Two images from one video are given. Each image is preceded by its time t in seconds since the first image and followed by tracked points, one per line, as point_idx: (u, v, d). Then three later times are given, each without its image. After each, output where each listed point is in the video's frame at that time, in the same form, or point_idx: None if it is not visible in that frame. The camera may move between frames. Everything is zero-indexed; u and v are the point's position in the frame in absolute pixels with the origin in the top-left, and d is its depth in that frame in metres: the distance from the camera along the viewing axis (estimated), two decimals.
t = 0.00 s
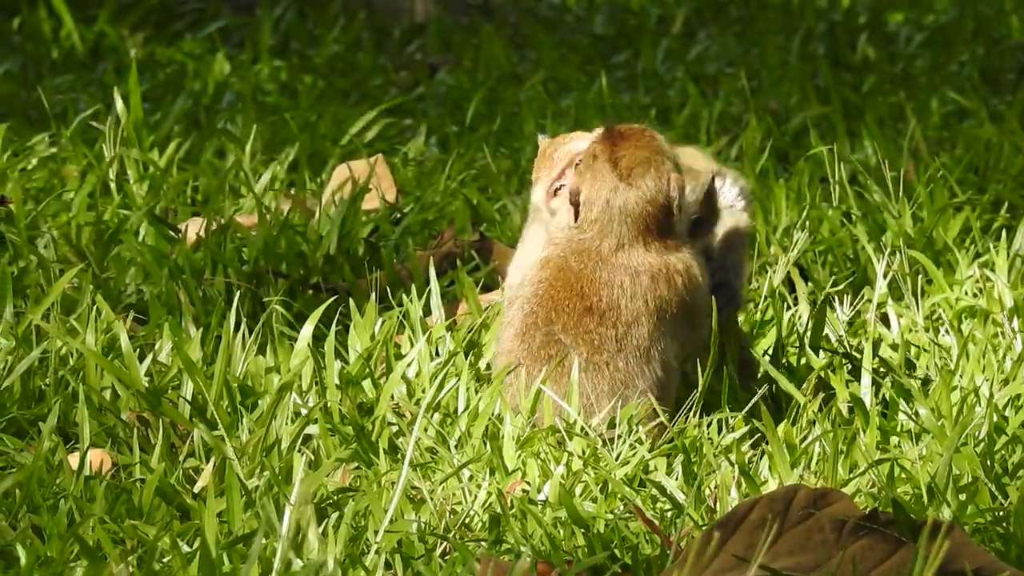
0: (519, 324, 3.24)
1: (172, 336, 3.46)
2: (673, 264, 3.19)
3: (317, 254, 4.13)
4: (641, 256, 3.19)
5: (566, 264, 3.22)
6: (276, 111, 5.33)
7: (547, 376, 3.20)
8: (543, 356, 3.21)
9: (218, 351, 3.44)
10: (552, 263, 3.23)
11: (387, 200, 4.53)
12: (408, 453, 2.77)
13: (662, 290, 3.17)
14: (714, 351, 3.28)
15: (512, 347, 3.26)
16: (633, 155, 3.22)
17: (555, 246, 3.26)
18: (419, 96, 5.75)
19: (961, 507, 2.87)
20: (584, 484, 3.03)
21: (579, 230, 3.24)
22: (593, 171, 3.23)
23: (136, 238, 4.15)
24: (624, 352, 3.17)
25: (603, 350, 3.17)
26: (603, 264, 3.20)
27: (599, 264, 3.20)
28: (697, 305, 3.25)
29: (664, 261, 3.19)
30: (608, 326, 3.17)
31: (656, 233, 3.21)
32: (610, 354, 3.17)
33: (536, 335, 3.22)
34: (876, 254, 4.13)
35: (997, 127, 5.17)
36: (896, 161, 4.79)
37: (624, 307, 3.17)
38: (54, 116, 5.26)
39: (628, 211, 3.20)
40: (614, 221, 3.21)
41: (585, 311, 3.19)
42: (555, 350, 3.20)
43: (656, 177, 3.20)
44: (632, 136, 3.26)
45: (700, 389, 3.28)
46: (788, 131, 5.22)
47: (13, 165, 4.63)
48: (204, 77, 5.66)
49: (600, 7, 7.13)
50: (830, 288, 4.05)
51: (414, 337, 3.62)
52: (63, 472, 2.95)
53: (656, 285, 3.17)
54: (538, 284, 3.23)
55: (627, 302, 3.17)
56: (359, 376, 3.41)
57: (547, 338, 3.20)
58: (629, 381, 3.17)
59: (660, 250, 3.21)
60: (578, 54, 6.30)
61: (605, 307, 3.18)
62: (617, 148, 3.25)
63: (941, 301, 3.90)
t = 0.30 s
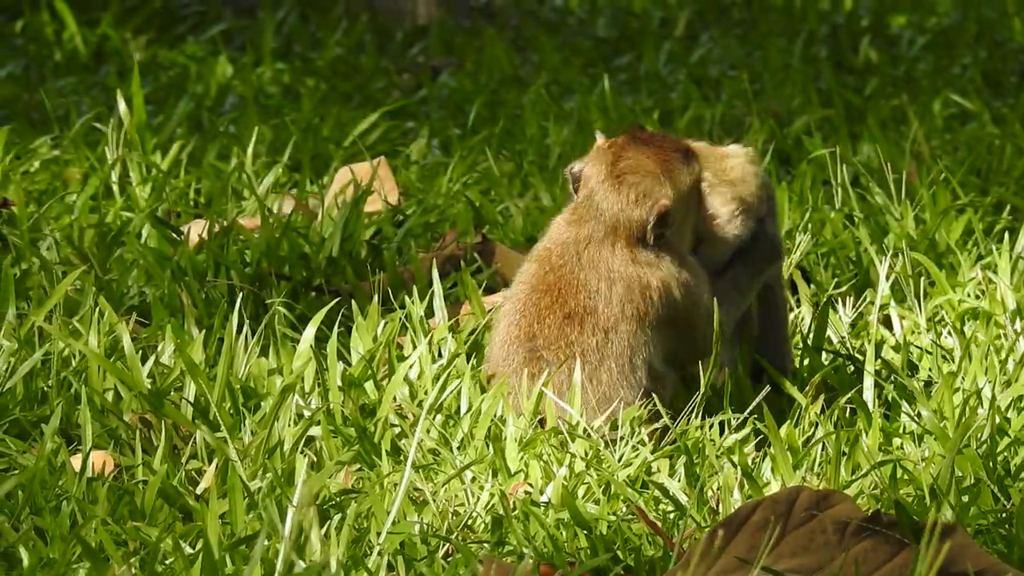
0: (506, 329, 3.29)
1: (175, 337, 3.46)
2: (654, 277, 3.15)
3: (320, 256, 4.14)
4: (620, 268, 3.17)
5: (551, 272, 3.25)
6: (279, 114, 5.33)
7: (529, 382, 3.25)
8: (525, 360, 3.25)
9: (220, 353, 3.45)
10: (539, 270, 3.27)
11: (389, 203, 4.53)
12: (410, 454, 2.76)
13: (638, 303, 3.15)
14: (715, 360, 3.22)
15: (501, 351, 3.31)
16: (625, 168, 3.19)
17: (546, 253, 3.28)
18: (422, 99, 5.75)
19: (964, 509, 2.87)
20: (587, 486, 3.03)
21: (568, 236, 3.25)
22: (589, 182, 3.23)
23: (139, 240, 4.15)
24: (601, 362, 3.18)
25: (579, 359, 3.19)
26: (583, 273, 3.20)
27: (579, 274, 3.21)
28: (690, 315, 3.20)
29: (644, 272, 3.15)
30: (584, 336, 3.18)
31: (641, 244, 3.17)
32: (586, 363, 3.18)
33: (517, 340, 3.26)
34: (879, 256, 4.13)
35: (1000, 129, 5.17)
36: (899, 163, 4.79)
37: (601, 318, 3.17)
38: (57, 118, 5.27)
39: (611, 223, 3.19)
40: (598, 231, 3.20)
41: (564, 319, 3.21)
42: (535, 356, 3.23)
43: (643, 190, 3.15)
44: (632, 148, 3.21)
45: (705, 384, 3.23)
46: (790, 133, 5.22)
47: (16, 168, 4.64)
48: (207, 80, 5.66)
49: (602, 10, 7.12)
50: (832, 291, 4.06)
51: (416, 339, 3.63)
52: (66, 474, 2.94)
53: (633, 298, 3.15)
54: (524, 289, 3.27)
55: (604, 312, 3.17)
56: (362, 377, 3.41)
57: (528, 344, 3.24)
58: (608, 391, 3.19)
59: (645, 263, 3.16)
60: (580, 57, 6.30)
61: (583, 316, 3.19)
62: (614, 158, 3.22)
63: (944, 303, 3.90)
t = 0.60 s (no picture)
0: (539, 349, 3.28)
1: (179, 337, 3.46)
2: (703, 289, 3.28)
3: (323, 256, 4.14)
4: (670, 279, 3.28)
5: (595, 289, 3.30)
6: (282, 114, 5.33)
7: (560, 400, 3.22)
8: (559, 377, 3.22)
9: (224, 352, 3.45)
10: (579, 291, 3.32)
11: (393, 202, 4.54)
12: (414, 454, 2.76)
13: (688, 310, 3.24)
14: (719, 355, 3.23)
15: (531, 374, 3.29)
16: (678, 193, 3.43)
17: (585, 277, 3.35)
18: (426, 99, 5.75)
19: (967, 508, 2.87)
20: (590, 485, 3.02)
21: (615, 260, 3.36)
22: (642, 209, 3.44)
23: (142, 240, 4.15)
24: (643, 373, 3.20)
25: (620, 369, 3.20)
26: (630, 287, 3.28)
27: (626, 287, 3.28)
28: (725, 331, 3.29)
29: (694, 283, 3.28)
30: (627, 344, 3.20)
31: (692, 258, 3.34)
32: (628, 372, 3.20)
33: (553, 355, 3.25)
34: (882, 256, 4.13)
35: (1003, 130, 5.17)
36: (903, 162, 4.79)
37: (646, 326, 3.22)
38: (61, 118, 5.27)
39: (664, 240, 3.36)
40: (650, 246, 3.35)
41: (606, 329, 3.23)
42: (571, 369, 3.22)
43: (700, 209, 3.40)
44: (682, 176, 3.47)
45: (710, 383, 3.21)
46: (794, 133, 5.21)
47: (20, 168, 4.64)
48: (210, 80, 5.66)
49: (606, 10, 7.12)
50: (836, 291, 4.06)
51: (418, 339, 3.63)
52: (69, 473, 2.94)
53: (682, 305, 3.24)
54: (564, 305, 3.30)
55: (651, 320, 3.22)
56: (366, 377, 3.42)
57: (565, 356, 3.24)
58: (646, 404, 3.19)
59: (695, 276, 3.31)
60: (584, 57, 6.30)
61: (628, 325, 3.22)
62: (665, 186, 3.46)
63: (948, 302, 3.90)
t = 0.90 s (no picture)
0: (541, 336, 3.28)
1: (180, 337, 3.46)
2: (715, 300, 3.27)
3: (324, 255, 4.14)
4: (681, 283, 3.27)
5: (605, 284, 3.30)
6: (283, 112, 5.33)
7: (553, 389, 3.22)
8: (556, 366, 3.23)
9: (225, 352, 3.45)
10: (590, 283, 3.32)
11: (394, 201, 4.54)
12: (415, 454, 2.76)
13: (693, 317, 3.23)
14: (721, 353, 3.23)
15: (529, 361, 3.29)
16: (713, 194, 3.38)
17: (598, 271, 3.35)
18: (427, 98, 5.75)
19: (968, 509, 2.87)
20: (592, 486, 3.02)
21: (632, 256, 3.36)
22: (676, 207, 3.41)
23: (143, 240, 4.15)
24: (638, 373, 3.20)
25: (615, 365, 3.20)
26: (639, 286, 3.28)
27: (635, 285, 3.28)
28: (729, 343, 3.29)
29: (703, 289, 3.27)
30: (626, 343, 3.21)
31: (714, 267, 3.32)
32: (623, 371, 3.20)
33: (553, 344, 3.25)
34: (883, 255, 4.14)
35: (1005, 129, 5.17)
36: (904, 161, 4.79)
37: (647, 327, 3.22)
38: (62, 117, 5.27)
39: (684, 241, 3.34)
40: (677, 249, 3.34)
41: (607, 325, 3.23)
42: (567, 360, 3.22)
43: (732, 213, 3.36)
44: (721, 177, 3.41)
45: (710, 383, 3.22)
46: (795, 132, 5.21)
47: (22, 167, 4.64)
48: (212, 79, 5.66)
49: (608, 9, 7.12)
50: (837, 290, 4.06)
51: (419, 340, 3.63)
52: (71, 473, 2.94)
53: (687, 312, 3.23)
54: (575, 299, 3.30)
55: (653, 322, 3.22)
56: (367, 377, 3.42)
57: (565, 346, 3.24)
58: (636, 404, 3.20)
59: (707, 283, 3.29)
60: (586, 56, 6.29)
61: (629, 323, 3.22)
62: (702, 185, 3.41)
63: (949, 302, 3.90)
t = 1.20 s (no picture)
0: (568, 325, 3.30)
1: (184, 337, 3.46)
2: (739, 293, 3.43)
3: (328, 254, 4.14)
4: (710, 273, 3.42)
5: (632, 275, 3.39)
6: (288, 111, 5.34)
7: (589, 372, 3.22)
8: (590, 350, 3.24)
9: (230, 351, 3.45)
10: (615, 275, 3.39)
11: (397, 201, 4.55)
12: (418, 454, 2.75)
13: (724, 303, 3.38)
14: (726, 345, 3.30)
15: (553, 351, 3.29)
16: (726, 199, 3.59)
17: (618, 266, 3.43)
18: (431, 97, 5.76)
19: (973, 509, 2.86)
20: (596, 485, 3.02)
21: (651, 254, 3.46)
22: (693, 216, 3.57)
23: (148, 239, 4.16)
24: (672, 353, 3.27)
25: (651, 346, 3.26)
26: (668, 275, 3.39)
27: (663, 275, 3.39)
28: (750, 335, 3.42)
29: (730, 281, 3.43)
30: (661, 325, 3.28)
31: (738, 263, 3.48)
32: (659, 351, 3.26)
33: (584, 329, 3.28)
34: (887, 255, 4.14)
35: (1009, 129, 5.17)
36: (908, 161, 4.79)
37: (681, 311, 3.32)
38: (66, 117, 5.27)
39: (708, 239, 3.49)
40: (702, 246, 3.48)
41: (641, 309, 3.30)
42: (605, 342, 3.24)
43: (751, 217, 3.57)
44: (729, 187, 3.65)
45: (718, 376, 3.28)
46: (799, 132, 5.21)
47: (25, 166, 4.64)
48: (216, 79, 5.66)
49: (612, 8, 7.12)
50: (841, 290, 4.06)
51: (424, 340, 3.63)
52: (76, 472, 2.94)
53: (719, 299, 3.39)
54: (599, 291, 3.35)
55: (685, 308, 3.34)
56: (372, 376, 3.42)
57: (596, 329, 3.27)
58: (668, 385, 3.25)
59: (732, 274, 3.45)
60: (590, 55, 6.29)
61: (663, 307, 3.31)
62: (714, 195, 3.62)
63: (953, 302, 3.90)
